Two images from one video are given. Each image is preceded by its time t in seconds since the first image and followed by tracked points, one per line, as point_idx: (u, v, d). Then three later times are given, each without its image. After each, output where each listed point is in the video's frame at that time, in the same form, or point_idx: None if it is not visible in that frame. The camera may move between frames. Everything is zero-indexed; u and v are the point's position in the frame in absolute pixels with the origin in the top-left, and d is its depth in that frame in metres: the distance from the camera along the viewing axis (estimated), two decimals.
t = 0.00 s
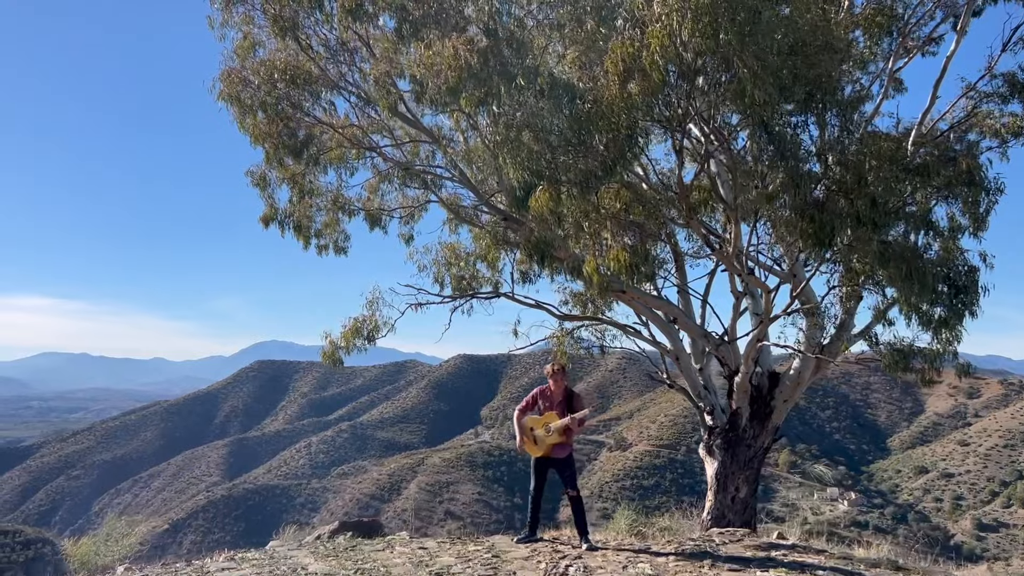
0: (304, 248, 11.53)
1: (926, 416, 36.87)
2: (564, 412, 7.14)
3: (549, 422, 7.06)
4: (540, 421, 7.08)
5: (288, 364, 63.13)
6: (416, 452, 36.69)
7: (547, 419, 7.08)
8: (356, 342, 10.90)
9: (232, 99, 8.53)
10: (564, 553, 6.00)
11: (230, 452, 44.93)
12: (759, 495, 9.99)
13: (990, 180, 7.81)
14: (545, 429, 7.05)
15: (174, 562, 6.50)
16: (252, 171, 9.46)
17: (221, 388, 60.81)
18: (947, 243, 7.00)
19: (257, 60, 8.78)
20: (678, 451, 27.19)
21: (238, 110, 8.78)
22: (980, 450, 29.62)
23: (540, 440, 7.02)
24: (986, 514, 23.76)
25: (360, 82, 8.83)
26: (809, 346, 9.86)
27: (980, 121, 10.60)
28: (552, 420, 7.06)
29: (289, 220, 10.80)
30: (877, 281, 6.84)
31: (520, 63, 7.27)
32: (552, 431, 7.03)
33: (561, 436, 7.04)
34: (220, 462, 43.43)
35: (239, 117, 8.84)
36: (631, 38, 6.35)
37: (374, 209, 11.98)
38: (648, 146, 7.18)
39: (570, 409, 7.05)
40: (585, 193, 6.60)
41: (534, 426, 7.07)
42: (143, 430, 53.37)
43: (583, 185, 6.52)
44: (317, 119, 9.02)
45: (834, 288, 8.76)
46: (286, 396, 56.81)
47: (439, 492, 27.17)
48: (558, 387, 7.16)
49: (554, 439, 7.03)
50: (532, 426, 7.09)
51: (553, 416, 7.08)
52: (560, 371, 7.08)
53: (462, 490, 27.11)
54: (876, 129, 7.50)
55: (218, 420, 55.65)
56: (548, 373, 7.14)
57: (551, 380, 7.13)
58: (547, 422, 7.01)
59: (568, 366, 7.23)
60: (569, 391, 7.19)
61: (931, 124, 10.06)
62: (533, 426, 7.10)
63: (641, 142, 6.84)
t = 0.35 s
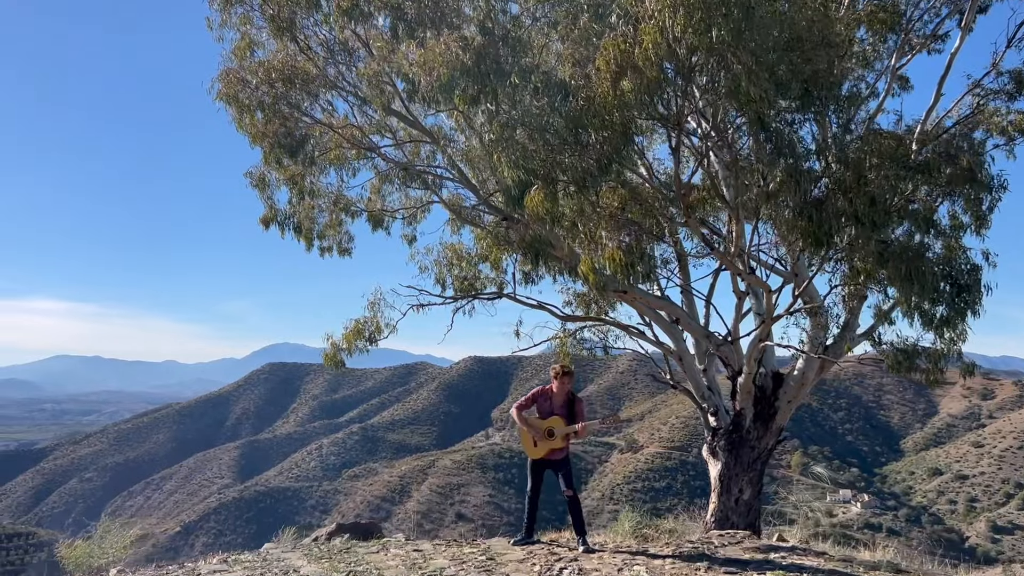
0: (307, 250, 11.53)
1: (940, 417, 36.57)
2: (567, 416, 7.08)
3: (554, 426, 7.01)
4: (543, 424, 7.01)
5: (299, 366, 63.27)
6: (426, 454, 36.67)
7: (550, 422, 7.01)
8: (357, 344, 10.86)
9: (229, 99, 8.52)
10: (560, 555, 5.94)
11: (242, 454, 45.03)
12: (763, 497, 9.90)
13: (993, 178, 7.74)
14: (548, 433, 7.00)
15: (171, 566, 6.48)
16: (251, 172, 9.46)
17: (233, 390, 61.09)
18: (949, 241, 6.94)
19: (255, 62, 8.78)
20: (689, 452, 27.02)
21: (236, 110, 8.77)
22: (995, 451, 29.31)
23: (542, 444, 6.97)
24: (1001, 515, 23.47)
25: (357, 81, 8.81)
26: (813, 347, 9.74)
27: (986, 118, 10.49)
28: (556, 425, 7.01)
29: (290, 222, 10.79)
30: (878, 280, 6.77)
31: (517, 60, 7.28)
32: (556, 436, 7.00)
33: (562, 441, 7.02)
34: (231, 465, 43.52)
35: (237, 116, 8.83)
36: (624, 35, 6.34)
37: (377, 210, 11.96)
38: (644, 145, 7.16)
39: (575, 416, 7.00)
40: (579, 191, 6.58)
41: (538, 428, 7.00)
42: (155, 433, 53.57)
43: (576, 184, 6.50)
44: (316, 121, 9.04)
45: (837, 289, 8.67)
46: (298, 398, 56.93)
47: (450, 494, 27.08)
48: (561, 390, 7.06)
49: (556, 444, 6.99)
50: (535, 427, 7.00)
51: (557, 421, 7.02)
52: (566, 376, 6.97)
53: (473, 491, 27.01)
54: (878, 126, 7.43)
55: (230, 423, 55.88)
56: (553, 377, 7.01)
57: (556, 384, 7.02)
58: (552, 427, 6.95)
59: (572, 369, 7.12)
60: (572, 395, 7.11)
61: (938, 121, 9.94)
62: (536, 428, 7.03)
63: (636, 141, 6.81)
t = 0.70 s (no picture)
0: (298, 250, 11.50)
1: (943, 417, 36.46)
2: (565, 419, 6.99)
3: (556, 432, 6.88)
4: (545, 430, 6.87)
5: (302, 367, 63.24)
6: (429, 454, 36.60)
7: (552, 428, 6.88)
8: (348, 346, 10.80)
9: (215, 98, 8.48)
10: (544, 558, 5.87)
11: (245, 454, 45.00)
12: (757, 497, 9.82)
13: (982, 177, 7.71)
14: (551, 438, 6.87)
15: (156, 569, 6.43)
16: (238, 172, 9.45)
17: (236, 391, 61.09)
18: (938, 240, 6.90)
19: (242, 61, 8.74)
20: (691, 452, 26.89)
21: (221, 109, 8.73)
22: (998, 451, 29.15)
23: (546, 449, 6.82)
24: (1004, 515, 23.37)
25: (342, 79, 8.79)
26: (806, 347, 9.65)
27: (981, 117, 10.41)
28: (558, 430, 6.89)
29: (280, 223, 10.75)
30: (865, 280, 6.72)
31: (503, 58, 7.26)
32: (558, 441, 6.87)
33: (564, 446, 6.90)
34: (235, 466, 43.49)
35: (222, 115, 8.80)
36: (605, 33, 6.34)
37: (370, 211, 11.92)
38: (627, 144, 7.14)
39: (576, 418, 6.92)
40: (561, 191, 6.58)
41: (540, 435, 6.86)
42: (158, 434, 53.56)
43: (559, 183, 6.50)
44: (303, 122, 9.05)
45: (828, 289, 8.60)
46: (300, 399, 56.89)
47: (453, 494, 26.97)
48: (556, 393, 6.96)
49: (558, 448, 6.85)
50: (537, 434, 6.85)
51: (558, 425, 6.90)
52: (563, 378, 6.88)
53: (476, 492, 26.89)
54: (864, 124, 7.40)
55: (233, 424, 55.89)
56: (550, 380, 6.89)
57: (553, 387, 6.91)
58: (556, 432, 6.82)
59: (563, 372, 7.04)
60: (565, 398, 7.04)
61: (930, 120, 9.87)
62: (537, 435, 6.87)
63: (620, 140, 6.79)
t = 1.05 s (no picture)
0: (279, 246, 11.50)
1: (934, 413, 36.56)
2: (541, 418, 6.93)
3: (533, 431, 6.83)
4: (521, 429, 6.82)
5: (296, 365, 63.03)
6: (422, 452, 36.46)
7: (528, 428, 6.83)
8: (329, 343, 10.74)
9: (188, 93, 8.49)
10: (517, 557, 5.82)
11: (238, 453, 44.84)
12: (739, 494, 9.75)
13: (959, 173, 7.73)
14: (528, 438, 6.82)
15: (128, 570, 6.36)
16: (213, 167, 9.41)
17: (228, 389, 60.88)
18: (915, 236, 6.91)
19: (218, 55, 8.71)
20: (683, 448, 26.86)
21: (195, 104, 8.72)
22: (989, 446, 29.19)
23: (522, 449, 6.77)
24: (994, 510, 23.40)
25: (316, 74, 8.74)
26: (788, 344, 9.60)
27: (964, 113, 10.41)
28: (535, 430, 6.84)
29: (258, 219, 10.66)
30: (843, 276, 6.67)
31: (478, 54, 7.27)
32: (535, 440, 6.82)
33: (539, 445, 6.86)
34: (227, 464, 43.33)
35: (197, 110, 8.78)
36: (575, 26, 6.34)
37: (353, 207, 11.84)
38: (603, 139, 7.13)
39: (553, 417, 6.87)
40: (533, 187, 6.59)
41: (517, 434, 6.80)
42: (150, 433, 53.38)
43: (531, 179, 6.52)
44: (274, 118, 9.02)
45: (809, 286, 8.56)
46: (293, 397, 56.70)
47: (446, 492, 26.87)
48: (533, 392, 6.91)
49: (534, 447, 6.81)
50: (514, 433, 6.79)
51: (535, 425, 6.85)
52: (540, 377, 6.83)
53: (469, 490, 26.79)
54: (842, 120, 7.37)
55: (225, 422, 55.73)
56: (527, 379, 6.83)
57: (530, 386, 6.85)
58: (533, 432, 6.77)
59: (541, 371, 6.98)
60: (542, 396, 6.99)
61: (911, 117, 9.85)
62: (514, 435, 6.82)
63: (593, 135, 6.79)
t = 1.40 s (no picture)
0: (246, 240, 11.47)
1: (910, 408, 36.91)
2: (493, 408, 6.87)
3: (483, 421, 6.79)
4: (472, 420, 6.77)
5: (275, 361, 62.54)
6: (403, 448, 36.20)
7: (479, 418, 6.78)
8: (294, 338, 10.65)
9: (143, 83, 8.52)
10: (471, 552, 5.79)
11: (217, 449, 44.47)
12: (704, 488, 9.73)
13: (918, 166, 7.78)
14: (478, 429, 6.77)
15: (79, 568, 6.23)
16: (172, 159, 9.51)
17: (207, 385, 60.30)
18: (872, 229, 6.93)
19: (174, 46, 8.81)
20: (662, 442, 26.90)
21: (151, 93, 8.73)
22: (963, 440, 29.45)
23: (473, 440, 6.72)
24: (967, 503, 23.62)
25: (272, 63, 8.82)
26: (754, 338, 9.58)
27: (928, 108, 10.47)
28: (485, 420, 6.79)
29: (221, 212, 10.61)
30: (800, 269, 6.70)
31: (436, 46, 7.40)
32: (485, 430, 6.78)
33: (492, 435, 6.80)
34: (206, 461, 42.93)
35: (152, 101, 8.82)
36: (528, 17, 6.51)
37: (319, 201, 11.73)
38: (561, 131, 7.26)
39: (503, 407, 6.81)
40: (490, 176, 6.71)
41: (468, 426, 6.75)
42: (127, 429, 52.79)
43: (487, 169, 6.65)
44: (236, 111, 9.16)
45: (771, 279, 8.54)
46: (273, 393, 56.25)
47: (427, 487, 26.71)
48: (484, 383, 6.86)
49: (486, 437, 6.76)
50: (464, 425, 6.75)
51: (485, 415, 6.80)
52: (491, 367, 6.80)
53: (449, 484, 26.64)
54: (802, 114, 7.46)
55: (204, 418, 55.23)
56: (476, 370, 6.79)
57: (480, 376, 6.82)
58: (483, 422, 6.73)
59: (491, 361, 6.95)
60: (494, 386, 6.95)
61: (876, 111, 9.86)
62: (465, 427, 6.77)
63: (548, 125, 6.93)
